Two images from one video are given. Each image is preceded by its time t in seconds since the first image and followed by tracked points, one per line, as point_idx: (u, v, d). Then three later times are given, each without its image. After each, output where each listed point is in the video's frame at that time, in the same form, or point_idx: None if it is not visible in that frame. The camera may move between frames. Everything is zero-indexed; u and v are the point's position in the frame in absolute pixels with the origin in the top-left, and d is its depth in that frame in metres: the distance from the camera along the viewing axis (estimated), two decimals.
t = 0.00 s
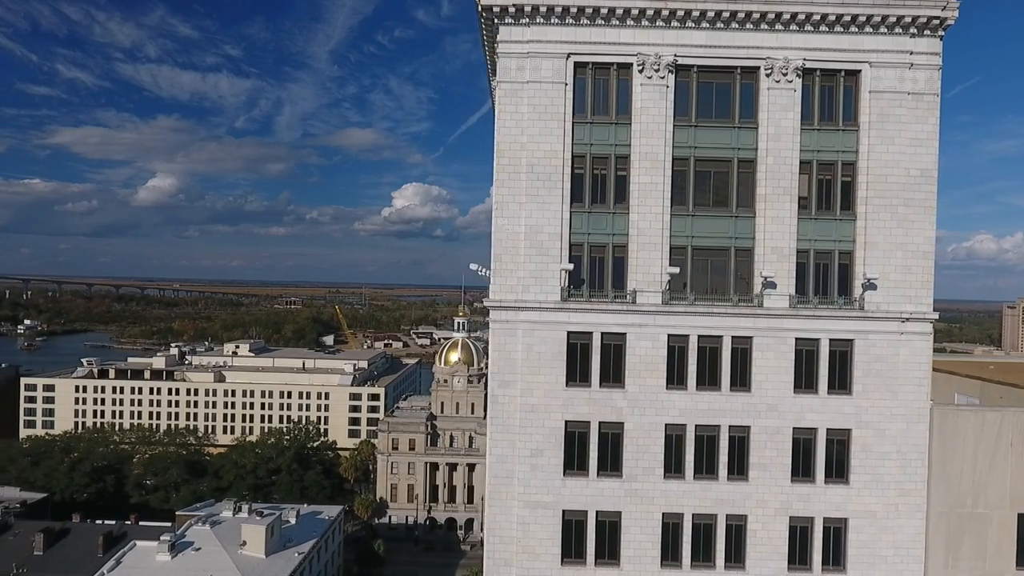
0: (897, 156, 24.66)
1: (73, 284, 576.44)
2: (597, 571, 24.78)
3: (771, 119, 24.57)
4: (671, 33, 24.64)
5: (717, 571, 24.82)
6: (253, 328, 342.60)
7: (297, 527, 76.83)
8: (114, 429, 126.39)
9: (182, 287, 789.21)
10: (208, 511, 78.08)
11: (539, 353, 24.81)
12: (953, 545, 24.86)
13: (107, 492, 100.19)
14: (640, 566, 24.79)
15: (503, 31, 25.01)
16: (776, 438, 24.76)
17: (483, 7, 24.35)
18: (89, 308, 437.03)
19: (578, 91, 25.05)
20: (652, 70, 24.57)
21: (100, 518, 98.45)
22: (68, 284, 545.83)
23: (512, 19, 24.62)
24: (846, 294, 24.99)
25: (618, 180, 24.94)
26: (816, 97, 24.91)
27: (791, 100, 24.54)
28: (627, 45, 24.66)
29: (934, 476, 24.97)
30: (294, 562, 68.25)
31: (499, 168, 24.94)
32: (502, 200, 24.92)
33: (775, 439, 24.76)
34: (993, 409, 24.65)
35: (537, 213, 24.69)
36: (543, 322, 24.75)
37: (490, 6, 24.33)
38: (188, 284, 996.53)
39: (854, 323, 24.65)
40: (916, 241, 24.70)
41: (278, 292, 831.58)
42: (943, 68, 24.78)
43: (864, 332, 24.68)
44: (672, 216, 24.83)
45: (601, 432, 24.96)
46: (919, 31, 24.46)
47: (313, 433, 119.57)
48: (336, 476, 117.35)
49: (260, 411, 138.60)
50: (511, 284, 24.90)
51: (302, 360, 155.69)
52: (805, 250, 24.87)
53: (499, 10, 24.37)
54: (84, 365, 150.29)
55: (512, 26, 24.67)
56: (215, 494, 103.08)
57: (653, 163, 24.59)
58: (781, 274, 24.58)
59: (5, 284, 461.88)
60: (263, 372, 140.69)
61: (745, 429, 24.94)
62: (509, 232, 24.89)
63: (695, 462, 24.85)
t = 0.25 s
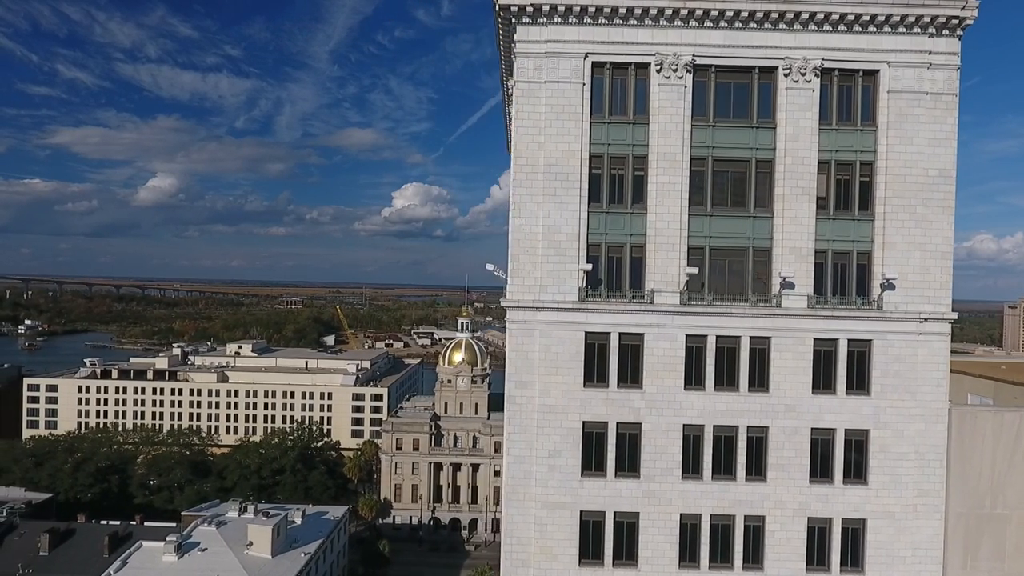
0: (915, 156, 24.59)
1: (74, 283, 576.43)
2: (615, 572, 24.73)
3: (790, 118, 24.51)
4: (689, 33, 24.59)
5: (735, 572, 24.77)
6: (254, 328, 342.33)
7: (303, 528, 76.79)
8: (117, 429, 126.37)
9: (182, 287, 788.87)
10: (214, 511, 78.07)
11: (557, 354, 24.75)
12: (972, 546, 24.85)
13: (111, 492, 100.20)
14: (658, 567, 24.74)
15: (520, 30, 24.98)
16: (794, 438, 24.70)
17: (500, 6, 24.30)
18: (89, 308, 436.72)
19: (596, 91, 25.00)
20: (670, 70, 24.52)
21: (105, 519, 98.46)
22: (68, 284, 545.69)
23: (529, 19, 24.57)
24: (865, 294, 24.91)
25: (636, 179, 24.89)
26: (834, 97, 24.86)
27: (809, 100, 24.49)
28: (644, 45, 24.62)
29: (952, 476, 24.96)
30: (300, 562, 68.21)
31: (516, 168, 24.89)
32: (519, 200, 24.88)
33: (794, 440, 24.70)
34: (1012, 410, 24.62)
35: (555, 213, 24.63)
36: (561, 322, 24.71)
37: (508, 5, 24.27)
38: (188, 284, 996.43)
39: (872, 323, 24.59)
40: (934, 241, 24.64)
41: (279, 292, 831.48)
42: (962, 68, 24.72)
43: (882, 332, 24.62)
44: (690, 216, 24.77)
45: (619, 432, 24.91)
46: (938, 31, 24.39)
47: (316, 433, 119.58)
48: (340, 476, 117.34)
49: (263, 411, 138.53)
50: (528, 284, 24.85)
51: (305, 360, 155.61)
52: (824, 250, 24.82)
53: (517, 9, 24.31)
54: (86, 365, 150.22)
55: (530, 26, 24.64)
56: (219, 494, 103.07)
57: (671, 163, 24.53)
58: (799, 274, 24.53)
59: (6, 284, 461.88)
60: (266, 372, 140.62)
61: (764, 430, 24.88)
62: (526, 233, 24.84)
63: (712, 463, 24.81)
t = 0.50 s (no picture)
0: (937, 156, 24.50)
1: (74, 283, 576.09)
2: (636, 573, 24.66)
3: (811, 118, 24.44)
4: (710, 33, 24.50)
5: (756, 573, 24.69)
6: (255, 328, 342.01)
7: (309, 528, 76.70)
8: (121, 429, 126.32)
9: (183, 287, 788.58)
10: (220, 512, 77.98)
11: (578, 354, 24.68)
12: (994, 547, 24.83)
13: (116, 492, 100.14)
14: (679, 568, 24.67)
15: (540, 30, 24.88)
16: (815, 439, 24.62)
17: (522, 6, 24.20)
18: (90, 308, 436.35)
19: (616, 91, 24.93)
20: (691, 69, 24.43)
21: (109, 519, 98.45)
22: (69, 284, 545.49)
23: (550, 18, 24.46)
24: (886, 294, 24.83)
25: (657, 179, 24.82)
26: (856, 97, 24.79)
27: (831, 99, 24.42)
28: (666, 44, 24.54)
29: (974, 477, 24.91)
30: (307, 563, 68.12)
31: (537, 168, 24.80)
32: (540, 200, 24.81)
33: (815, 441, 24.62)
34: None
35: (576, 213, 24.55)
36: (582, 323, 24.63)
37: (529, 5, 24.17)
38: (189, 284, 996.13)
39: (894, 324, 24.51)
40: (957, 241, 24.55)
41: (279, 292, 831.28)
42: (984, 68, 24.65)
43: (904, 332, 24.54)
44: (711, 216, 24.68)
45: (640, 433, 24.84)
46: (960, 30, 24.31)
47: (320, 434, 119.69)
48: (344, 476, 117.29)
49: (266, 411, 138.43)
50: (549, 284, 24.78)
51: (308, 360, 155.48)
52: (845, 250, 24.75)
53: (538, 9, 24.19)
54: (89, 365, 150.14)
55: (551, 25, 24.53)
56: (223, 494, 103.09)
57: (693, 163, 24.45)
58: (821, 274, 24.45)
59: (7, 284, 461.98)
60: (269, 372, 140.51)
61: (785, 430, 24.80)
62: (547, 233, 24.74)
63: (733, 464, 24.73)
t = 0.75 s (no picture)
0: (958, 156, 24.43)
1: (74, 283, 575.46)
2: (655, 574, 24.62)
3: (831, 118, 24.36)
4: (730, 32, 24.43)
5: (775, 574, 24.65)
6: (256, 328, 341.62)
7: (315, 528, 76.62)
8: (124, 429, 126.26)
9: (183, 287, 788.17)
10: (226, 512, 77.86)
11: (596, 354, 24.61)
12: (1013, 549, 24.81)
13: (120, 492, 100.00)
14: (698, 569, 24.63)
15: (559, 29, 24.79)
16: (835, 439, 24.56)
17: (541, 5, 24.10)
18: (90, 308, 435.96)
19: (635, 90, 24.87)
20: (710, 69, 24.37)
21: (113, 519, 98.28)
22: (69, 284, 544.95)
23: (569, 17, 24.35)
24: (905, 295, 24.77)
25: (676, 179, 24.76)
26: (875, 97, 24.72)
27: (851, 99, 24.35)
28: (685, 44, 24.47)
29: (994, 479, 24.89)
30: (313, 563, 68.04)
31: (556, 168, 24.72)
32: (558, 200, 24.73)
33: (835, 441, 24.55)
34: None
35: (595, 213, 24.48)
36: (601, 323, 24.57)
37: (548, 4, 24.06)
38: (189, 284, 995.56)
39: (914, 324, 24.43)
40: (977, 241, 24.48)
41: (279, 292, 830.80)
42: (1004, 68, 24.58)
43: (924, 333, 24.46)
44: (730, 216, 24.63)
45: (659, 434, 24.78)
46: (980, 30, 24.24)
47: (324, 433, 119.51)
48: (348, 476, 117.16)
49: (269, 411, 138.33)
50: (568, 285, 24.71)
51: (311, 360, 155.35)
52: (864, 250, 24.69)
53: (557, 8, 24.09)
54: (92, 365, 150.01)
55: (569, 24, 24.43)
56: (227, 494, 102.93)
57: (712, 163, 24.39)
58: (840, 274, 24.38)
59: (7, 284, 461.97)
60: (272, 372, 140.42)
61: (804, 431, 24.74)
62: (565, 233, 24.66)
63: (752, 465, 24.67)
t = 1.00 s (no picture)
0: (981, 154, 24.31)
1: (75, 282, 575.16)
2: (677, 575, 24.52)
3: (854, 117, 24.27)
4: (752, 32, 24.34)
5: None
6: (257, 328, 341.36)
7: (321, 528, 76.46)
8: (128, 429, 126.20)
9: (184, 287, 788.62)
10: (232, 512, 77.62)
11: (618, 354, 24.51)
12: None
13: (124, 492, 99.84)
14: (720, 570, 24.55)
15: (580, 29, 24.67)
16: (858, 440, 24.46)
17: (563, 4, 23.99)
18: (90, 308, 435.65)
19: (657, 89, 24.77)
20: (733, 68, 24.27)
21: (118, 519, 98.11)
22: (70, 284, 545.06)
23: (591, 17, 24.22)
24: (928, 295, 24.68)
25: (698, 178, 24.67)
26: (898, 97, 24.62)
27: (874, 99, 24.27)
28: (708, 43, 24.37)
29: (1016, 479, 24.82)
30: (321, 563, 67.88)
31: (578, 167, 24.62)
32: (580, 200, 24.62)
33: (858, 441, 24.46)
34: None
35: (617, 213, 24.38)
36: (623, 323, 24.47)
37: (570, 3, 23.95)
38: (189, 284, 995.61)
39: (937, 324, 24.32)
40: (1000, 241, 24.37)
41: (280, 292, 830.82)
42: None
43: (947, 333, 24.36)
44: (753, 216, 24.54)
45: (681, 434, 24.71)
46: (1003, 29, 24.16)
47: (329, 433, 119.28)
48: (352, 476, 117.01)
49: (273, 411, 138.26)
50: (590, 285, 24.60)
51: (315, 360, 155.25)
52: (887, 251, 24.59)
53: (580, 7, 23.97)
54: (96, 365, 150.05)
55: (591, 24, 24.32)
56: (232, 494, 102.71)
57: (735, 163, 24.31)
58: (863, 274, 24.28)
59: (8, 284, 461.65)
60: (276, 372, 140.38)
61: (827, 432, 24.64)
62: (587, 233, 24.57)
63: (776, 465, 24.58)
